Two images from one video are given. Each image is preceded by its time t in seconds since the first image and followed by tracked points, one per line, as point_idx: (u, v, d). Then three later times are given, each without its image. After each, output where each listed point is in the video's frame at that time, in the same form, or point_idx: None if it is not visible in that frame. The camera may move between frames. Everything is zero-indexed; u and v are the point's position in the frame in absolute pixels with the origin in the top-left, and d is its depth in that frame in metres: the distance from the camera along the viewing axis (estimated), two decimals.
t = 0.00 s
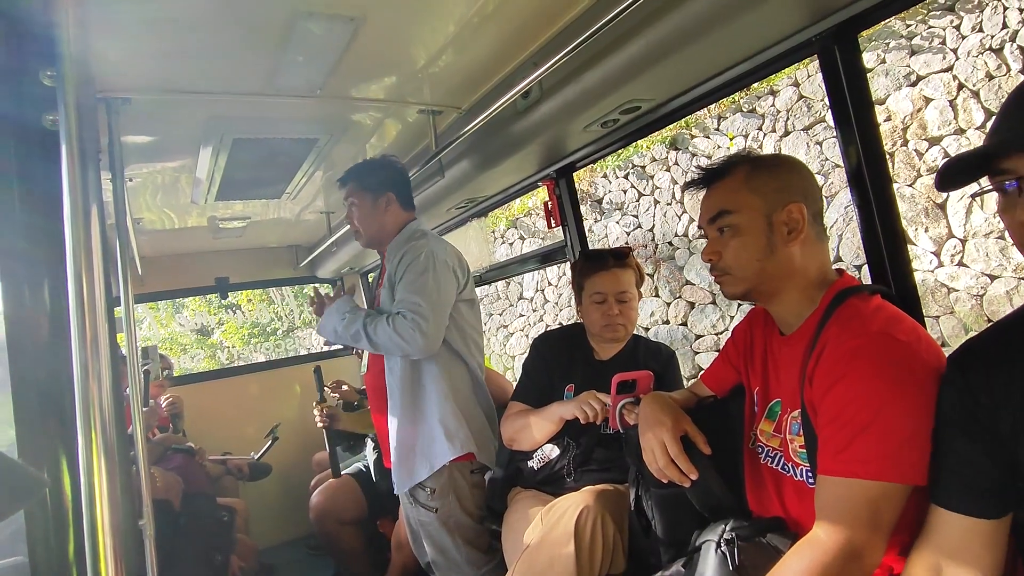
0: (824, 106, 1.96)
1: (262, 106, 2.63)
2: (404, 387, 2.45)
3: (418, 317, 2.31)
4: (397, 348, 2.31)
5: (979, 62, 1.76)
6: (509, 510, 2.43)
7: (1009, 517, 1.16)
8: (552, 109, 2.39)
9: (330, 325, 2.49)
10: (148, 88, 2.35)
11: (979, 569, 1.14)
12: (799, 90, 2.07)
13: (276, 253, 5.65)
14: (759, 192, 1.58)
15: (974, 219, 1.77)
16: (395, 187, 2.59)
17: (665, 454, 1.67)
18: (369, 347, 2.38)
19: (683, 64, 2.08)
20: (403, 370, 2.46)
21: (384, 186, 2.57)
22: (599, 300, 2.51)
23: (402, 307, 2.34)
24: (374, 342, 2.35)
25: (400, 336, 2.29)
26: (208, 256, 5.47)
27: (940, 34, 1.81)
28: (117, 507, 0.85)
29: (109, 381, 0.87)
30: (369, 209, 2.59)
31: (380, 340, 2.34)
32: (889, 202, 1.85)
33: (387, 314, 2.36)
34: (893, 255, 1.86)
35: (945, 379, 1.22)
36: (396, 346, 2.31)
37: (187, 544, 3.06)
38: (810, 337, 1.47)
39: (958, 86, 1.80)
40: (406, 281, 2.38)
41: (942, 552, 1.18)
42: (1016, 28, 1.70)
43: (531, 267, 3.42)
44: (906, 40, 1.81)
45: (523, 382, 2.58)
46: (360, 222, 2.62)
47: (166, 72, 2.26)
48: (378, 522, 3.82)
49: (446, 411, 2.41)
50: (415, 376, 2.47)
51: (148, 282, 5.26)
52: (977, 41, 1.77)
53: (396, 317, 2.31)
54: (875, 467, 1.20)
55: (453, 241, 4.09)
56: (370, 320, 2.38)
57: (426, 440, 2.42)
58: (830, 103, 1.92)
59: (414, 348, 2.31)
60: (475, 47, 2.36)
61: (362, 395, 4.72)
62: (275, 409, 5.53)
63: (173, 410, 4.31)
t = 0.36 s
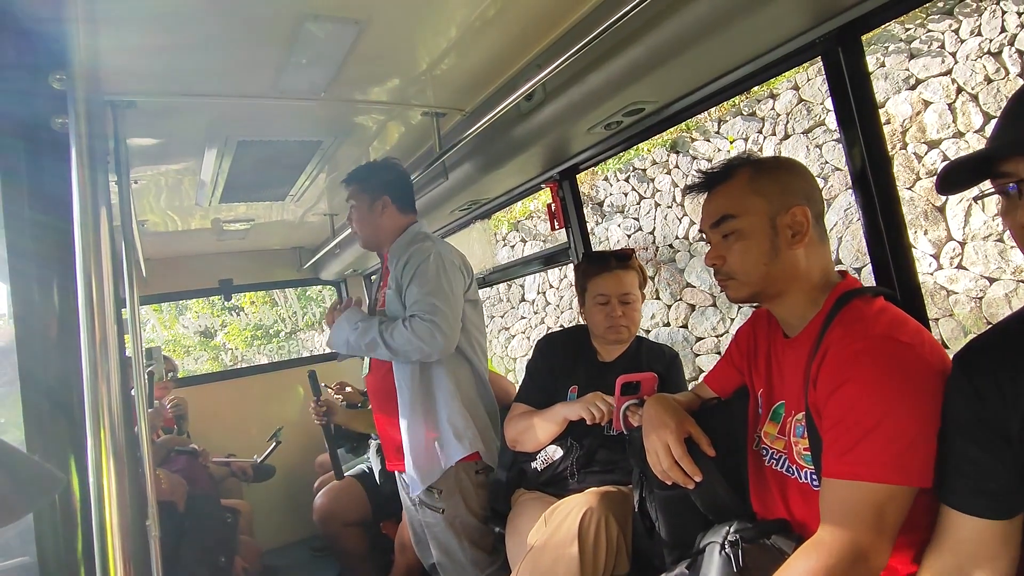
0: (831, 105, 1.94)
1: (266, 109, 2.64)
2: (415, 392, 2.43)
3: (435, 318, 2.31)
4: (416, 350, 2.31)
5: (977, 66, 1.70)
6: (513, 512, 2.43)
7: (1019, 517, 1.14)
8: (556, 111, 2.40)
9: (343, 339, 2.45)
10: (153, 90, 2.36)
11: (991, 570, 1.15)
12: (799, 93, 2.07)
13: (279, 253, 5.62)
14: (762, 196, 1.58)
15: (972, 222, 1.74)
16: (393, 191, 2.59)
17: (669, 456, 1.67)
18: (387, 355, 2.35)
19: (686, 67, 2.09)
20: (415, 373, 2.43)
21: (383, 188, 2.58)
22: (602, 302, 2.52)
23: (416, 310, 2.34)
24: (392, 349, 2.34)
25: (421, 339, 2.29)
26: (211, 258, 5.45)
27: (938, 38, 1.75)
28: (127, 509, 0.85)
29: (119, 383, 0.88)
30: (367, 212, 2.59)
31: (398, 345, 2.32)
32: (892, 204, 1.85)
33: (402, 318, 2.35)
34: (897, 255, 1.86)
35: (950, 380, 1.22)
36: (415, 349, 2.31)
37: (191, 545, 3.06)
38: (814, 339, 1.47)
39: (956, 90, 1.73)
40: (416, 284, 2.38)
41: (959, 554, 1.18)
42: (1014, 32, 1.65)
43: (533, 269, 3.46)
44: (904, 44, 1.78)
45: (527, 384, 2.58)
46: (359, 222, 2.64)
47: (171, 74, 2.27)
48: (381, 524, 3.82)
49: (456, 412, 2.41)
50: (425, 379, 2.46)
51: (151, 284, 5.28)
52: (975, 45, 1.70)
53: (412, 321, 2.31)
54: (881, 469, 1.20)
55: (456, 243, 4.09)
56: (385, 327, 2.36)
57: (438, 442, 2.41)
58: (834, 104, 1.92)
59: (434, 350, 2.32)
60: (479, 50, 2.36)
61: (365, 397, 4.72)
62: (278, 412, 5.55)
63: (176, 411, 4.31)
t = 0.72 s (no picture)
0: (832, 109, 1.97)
1: (270, 111, 2.64)
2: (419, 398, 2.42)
3: (465, 324, 2.32)
4: (461, 362, 2.29)
5: (973, 70, 1.83)
6: (516, 514, 2.43)
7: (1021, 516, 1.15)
8: (559, 113, 2.40)
9: (389, 404, 2.32)
10: (157, 93, 2.37)
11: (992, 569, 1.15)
12: (796, 97, 2.12)
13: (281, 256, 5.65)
14: (766, 198, 1.58)
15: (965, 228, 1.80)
16: (393, 192, 2.58)
17: (673, 457, 1.68)
18: (438, 387, 2.29)
19: (689, 69, 2.09)
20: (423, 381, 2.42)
21: (382, 191, 2.57)
22: (605, 303, 2.52)
23: (445, 327, 2.32)
24: (440, 376, 2.28)
25: (461, 351, 2.28)
26: (213, 260, 5.48)
27: (934, 43, 1.84)
28: (134, 509, 0.86)
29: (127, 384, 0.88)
30: (368, 215, 2.60)
31: (444, 368, 2.27)
32: (895, 205, 1.85)
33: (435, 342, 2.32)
34: (901, 259, 1.85)
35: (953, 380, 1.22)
36: (459, 362, 2.29)
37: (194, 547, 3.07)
38: (818, 340, 1.47)
39: (952, 93, 1.85)
40: (432, 301, 2.38)
41: (959, 554, 1.17)
42: (1009, 37, 1.77)
43: (536, 270, 3.42)
44: (900, 48, 1.83)
45: (530, 385, 2.59)
46: (362, 224, 2.65)
47: (175, 77, 2.28)
48: (384, 525, 3.81)
49: (461, 418, 2.40)
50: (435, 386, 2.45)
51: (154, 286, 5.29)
52: (970, 50, 1.83)
53: (445, 337, 2.29)
54: (886, 469, 1.20)
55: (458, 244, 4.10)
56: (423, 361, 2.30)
57: (442, 448, 2.40)
58: (836, 103, 1.93)
59: (475, 358, 2.32)
60: (481, 52, 2.37)
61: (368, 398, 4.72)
62: (280, 413, 5.55)
63: (179, 412, 4.32)
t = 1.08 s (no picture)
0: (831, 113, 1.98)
1: (270, 112, 2.64)
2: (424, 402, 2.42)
3: (476, 322, 2.33)
4: (475, 360, 2.30)
5: (965, 74, 1.94)
6: (516, 514, 2.43)
7: (1020, 519, 1.14)
8: (558, 114, 2.40)
9: (404, 407, 2.29)
10: (157, 93, 2.38)
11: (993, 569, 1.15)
12: (791, 100, 2.15)
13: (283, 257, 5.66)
14: (761, 201, 1.58)
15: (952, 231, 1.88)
16: (403, 190, 2.62)
17: (672, 459, 1.67)
18: (454, 387, 2.28)
19: (689, 70, 2.09)
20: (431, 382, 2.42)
21: (390, 190, 2.59)
22: (605, 304, 2.52)
23: (456, 326, 2.33)
24: (456, 376, 2.28)
25: (474, 350, 2.30)
26: (214, 260, 5.48)
27: (927, 47, 1.95)
28: (130, 510, 0.86)
29: (123, 384, 0.88)
30: (377, 213, 2.59)
31: (459, 368, 2.28)
32: (896, 208, 1.84)
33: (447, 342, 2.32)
34: (901, 259, 1.85)
35: (950, 381, 1.22)
36: (473, 360, 2.30)
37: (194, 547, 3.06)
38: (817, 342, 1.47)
39: (943, 98, 1.96)
40: (441, 301, 2.38)
41: (959, 555, 1.17)
42: (1001, 41, 1.86)
43: (537, 271, 3.41)
44: (893, 53, 1.88)
45: (529, 386, 2.58)
46: (369, 223, 2.60)
47: (175, 77, 2.28)
48: (384, 526, 3.81)
49: (465, 417, 2.41)
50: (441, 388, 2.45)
51: (155, 287, 5.30)
52: (962, 54, 1.92)
53: (457, 337, 2.30)
54: (885, 471, 1.20)
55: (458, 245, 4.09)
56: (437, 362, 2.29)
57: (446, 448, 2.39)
58: (836, 107, 1.91)
59: (486, 355, 2.34)
60: (481, 54, 2.37)
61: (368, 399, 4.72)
62: (281, 413, 5.53)
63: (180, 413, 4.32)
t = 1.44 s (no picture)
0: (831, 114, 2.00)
1: (270, 113, 2.64)
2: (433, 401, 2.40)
3: (482, 319, 2.33)
4: (482, 357, 2.30)
5: (953, 80, 2.02)
6: (516, 516, 2.44)
7: (1019, 524, 1.14)
8: (558, 115, 2.40)
9: (412, 406, 2.26)
10: (158, 94, 2.38)
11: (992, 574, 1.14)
12: (783, 106, 2.24)
13: (283, 258, 5.69)
14: (755, 208, 1.58)
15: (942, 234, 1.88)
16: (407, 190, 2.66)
17: (671, 461, 1.67)
18: (462, 384, 2.27)
19: (689, 72, 2.08)
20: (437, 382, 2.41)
21: (395, 190, 2.61)
22: (605, 305, 2.51)
23: (463, 325, 2.33)
24: (464, 373, 2.27)
25: (482, 346, 2.29)
26: (214, 261, 5.49)
27: (916, 55, 1.95)
28: (127, 514, 0.85)
29: (120, 387, 0.88)
30: (387, 212, 2.60)
31: (467, 366, 2.27)
32: (896, 211, 1.84)
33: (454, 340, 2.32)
34: (902, 262, 1.85)
35: (949, 384, 1.21)
36: (480, 358, 2.30)
37: (194, 548, 3.06)
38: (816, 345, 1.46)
39: (931, 104, 1.99)
40: (447, 301, 2.38)
41: (958, 560, 1.17)
42: (987, 49, 1.95)
43: (539, 272, 3.41)
44: (882, 60, 1.88)
45: (529, 388, 2.58)
46: (382, 225, 2.60)
47: (175, 78, 2.28)
48: (383, 527, 3.80)
49: (475, 415, 2.41)
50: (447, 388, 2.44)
51: (155, 287, 5.30)
52: (950, 61, 2.03)
53: (464, 334, 2.30)
54: (883, 475, 1.20)
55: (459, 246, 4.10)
56: (444, 360, 2.29)
57: (458, 448, 2.38)
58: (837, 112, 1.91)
59: (494, 353, 2.34)
60: (482, 55, 2.37)
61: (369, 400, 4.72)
62: (281, 414, 5.54)
63: (180, 414, 4.32)
